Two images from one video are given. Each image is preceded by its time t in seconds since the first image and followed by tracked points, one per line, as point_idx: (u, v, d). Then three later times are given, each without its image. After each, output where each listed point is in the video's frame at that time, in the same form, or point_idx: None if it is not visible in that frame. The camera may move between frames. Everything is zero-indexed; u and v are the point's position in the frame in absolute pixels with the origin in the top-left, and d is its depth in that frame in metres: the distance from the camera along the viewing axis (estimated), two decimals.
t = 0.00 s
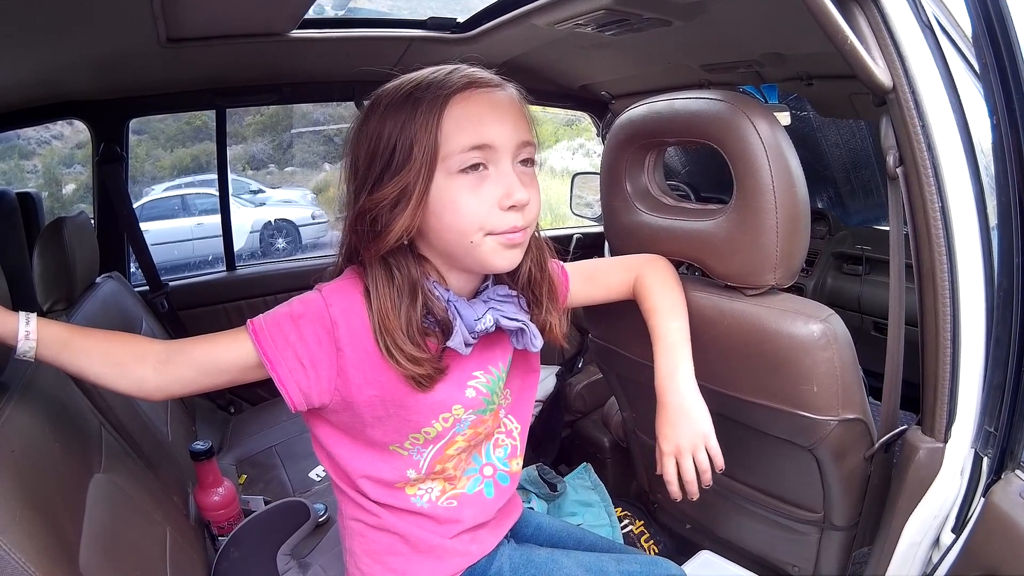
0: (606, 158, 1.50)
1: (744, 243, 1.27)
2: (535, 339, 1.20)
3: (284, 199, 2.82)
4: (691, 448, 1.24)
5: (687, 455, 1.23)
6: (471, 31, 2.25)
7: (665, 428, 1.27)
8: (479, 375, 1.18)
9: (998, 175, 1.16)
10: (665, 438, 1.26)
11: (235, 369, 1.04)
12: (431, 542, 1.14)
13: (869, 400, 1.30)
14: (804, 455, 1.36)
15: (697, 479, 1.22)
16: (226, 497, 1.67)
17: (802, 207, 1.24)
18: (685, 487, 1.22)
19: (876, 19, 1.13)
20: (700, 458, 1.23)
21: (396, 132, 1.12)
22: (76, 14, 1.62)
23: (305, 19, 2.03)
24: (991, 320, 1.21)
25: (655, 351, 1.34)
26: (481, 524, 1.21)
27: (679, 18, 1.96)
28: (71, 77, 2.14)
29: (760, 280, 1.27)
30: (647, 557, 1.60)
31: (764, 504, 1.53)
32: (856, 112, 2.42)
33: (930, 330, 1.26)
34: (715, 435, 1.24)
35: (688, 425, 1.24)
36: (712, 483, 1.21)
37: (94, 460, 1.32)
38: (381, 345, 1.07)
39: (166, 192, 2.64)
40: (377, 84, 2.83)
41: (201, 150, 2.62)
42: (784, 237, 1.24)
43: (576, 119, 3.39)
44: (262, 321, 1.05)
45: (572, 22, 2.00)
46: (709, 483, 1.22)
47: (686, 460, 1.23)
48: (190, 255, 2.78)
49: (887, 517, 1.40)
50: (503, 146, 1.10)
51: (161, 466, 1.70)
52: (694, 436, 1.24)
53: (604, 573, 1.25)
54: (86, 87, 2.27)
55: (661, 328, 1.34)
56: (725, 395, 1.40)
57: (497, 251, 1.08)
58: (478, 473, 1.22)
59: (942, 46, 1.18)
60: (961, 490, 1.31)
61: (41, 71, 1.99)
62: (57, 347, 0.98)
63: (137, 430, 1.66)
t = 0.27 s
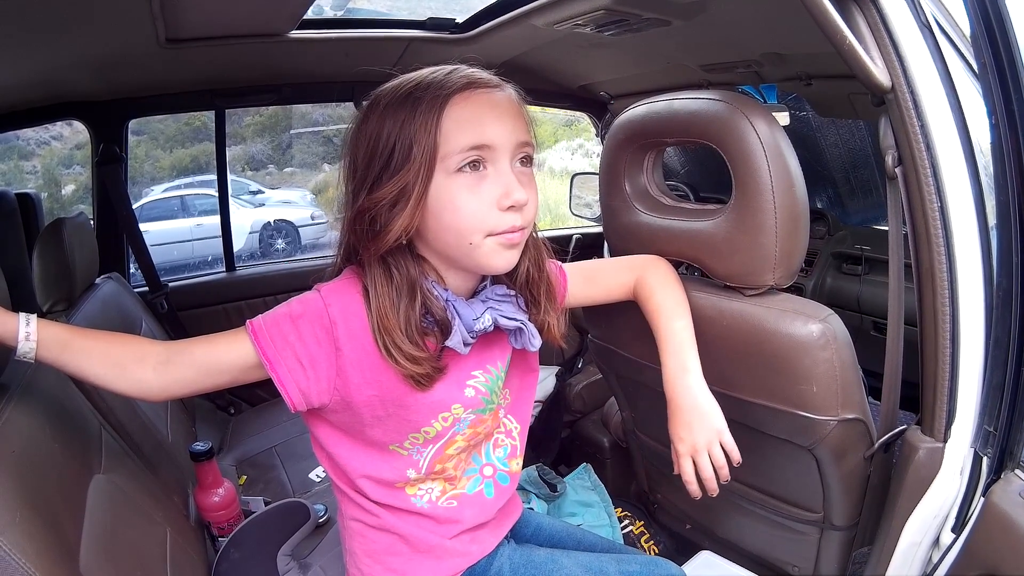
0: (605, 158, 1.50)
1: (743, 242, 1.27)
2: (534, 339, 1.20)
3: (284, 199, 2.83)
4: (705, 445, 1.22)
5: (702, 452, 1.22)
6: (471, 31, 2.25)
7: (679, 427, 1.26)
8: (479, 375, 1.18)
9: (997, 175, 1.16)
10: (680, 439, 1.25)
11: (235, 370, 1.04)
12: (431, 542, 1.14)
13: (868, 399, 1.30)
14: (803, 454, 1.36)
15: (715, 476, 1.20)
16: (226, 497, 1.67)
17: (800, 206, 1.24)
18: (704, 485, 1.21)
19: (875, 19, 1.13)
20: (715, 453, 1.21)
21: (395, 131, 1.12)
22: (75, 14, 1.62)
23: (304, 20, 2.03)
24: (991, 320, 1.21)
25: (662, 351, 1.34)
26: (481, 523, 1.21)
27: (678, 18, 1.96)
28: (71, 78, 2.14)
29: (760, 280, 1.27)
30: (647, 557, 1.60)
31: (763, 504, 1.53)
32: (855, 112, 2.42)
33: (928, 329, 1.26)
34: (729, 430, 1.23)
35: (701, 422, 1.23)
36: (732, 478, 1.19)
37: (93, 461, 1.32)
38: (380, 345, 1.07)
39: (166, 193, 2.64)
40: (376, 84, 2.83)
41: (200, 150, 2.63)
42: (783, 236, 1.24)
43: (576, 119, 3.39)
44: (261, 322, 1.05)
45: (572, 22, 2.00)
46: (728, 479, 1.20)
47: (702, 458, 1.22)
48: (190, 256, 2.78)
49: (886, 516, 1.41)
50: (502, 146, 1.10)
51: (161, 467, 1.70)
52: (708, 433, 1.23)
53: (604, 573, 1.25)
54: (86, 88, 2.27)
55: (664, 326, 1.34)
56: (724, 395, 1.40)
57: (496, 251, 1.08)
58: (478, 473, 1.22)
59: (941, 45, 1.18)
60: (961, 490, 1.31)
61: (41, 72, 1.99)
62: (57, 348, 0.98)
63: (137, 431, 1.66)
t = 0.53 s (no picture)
0: (604, 158, 1.50)
1: (743, 242, 1.27)
2: (534, 340, 1.20)
3: (283, 200, 2.83)
4: (647, 445, 1.22)
5: (637, 453, 1.21)
6: (470, 31, 2.25)
7: (623, 422, 1.25)
8: (479, 375, 1.18)
9: (995, 174, 1.18)
10: (618, 431, 1.24)
11: (234, 371, 1.04)
12: (431, 543, 1.14)
13: (868, 399, 1.30)
14: (802, 454, 1.36)
15: (641, 479, 1.19)
16: (226, 498, 1.67)
17: (800, 206, 1.24)
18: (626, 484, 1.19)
19: (874, 19, 1.12)
20: (649, 459, 1.21)
21: (396, 132, 1.12)
22: (75, 15, 1.62)
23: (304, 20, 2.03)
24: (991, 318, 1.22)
25: (632, 347, 1.34)
26: (481, 524, 1.21)
27: (676, 18, 1.97)
28: (70, 78, 2.14)
29: (760, 280, 1.27)
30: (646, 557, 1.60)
31: (763, 504, 1.53)
32: (854, 111, 2.42)
33: (928, 330, 1.25)
34: (669, 440, 1.23)
35: (649, 423, 1.23)
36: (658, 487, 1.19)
37: (93, 461, 1.32)
38: (380, 346, 1.07)
39: (165, 193, 2.64)
40: (375, 85, 2.83)
41: (199, 151, 2.63)
42: (782, 236, 1.24)
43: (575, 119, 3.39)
44: (261, 323, 1.05)
45: (570, 22, 2.00)
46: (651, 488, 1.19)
47: (634, 457, 1.21)
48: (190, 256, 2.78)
49: (886, 516, 1.41)
50: (503, 147, 1.10)
51: (161, 468, 1.70)
52: (650, 436, 1.22)
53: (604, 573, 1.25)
54: (85, 89, 2.27)
55: (642, 324, 1.34)
56: (724, 394, 1.40)
57: (497, 252, 1.08)
58: (478, 474, 1.22)
59: (941, 45, 1.17)
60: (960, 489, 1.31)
61: (40, 72, 1.99)
62: (56, 349, 0.98)
63: (136, 431, 1.66)
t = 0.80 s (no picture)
0: (605, 159, 1.50)
1: (744, 243, 1.27)
2: (536, 341, 1.20)
3: (284, 200, 2.82)
4: (668, 451, 1.21)
5: (662, 460, 1.21)
6: (471, 31, 2.25)
7: (643, 433, 1.25)
8: (481, 376, 1.19)
9: (996, 175, 1.17)
10: (641, 442, 1.24)
11: (235, 372, 1.04)
12: (431, 543, 1.14)
13: (869, 400, 1.30)
14: (803, 455, 1.36)
15: (673, 484, 1.19)
16: (226, 498, 1.67)
17: (801, 207, 1.24)
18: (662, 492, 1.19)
19: (875, 19, 1.13)
20: (675, 464, 1.20)
21: (401, 134, 1.11)
22: (76, 15, 1.62)
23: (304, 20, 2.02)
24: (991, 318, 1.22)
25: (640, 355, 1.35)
26: (482, 524, 1.21)
27: (677, 19, 1.96)
28: (71, 78, 2.14)
29: (761, 281, 1.27)
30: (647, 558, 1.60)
31: (763, 505, 1.53)
32: (855, 112, 2.42)
33: (929, 329, 1.26)
34: (691, 442, 1.22)
35: (666, 429, 1.23)
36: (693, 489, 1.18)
37: (94, 462, 1.32)
38: (383, 348, 1.07)
39: (166, 193, 2.64)
40: (375, 85, 2.83)
41: (200, 151, 2.63)
42: (783, 237, 1.24)
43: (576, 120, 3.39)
44: (263, 324, 1.05)
45: (571, 22, 2.00)
46: (686, 491, 1.19)
47: (661, 465, 1.21)
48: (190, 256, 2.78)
49: (887, 517, 1.41)
50: (508, 150, 1.10)
51: (161, 468, 1.70)
52: (670, 441, 1.22)
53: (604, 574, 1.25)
54: (86, 89, 2.27)
55: (645, 330, 1.35)
56: (725, 395, 1.40)
57: (501, 255, 1.08)
58: (479, 474, 1.22)
59: (941, 45, 1.17)
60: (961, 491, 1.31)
61: (42, 73, 1.99)
62: (57, 350, 0.98)
63: (137, 431, 1.66)
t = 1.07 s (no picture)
0: (605, 158, 1.50)
1: (744, 242, 1.26)
2: (537, 341, 1.20)
3: (284, 199, 2.82)
4: (678, 450, 1.21)
5: (674, 459, 1.20)
6: (471, 31, 2.25)
7: (654, 433, 1.24)
8: (482, 376, 1.18)
9: (997, 174, 1.16)
10: (653, 442, 1.24)
11: (235, 372, 1.04)
12: (432, 543, 1.14)
13: (870, 399, 1.30)
14: (804, 454, 1.36)
15: (684, 484, 1.18)
16: (227, 498, 1.67)
17: (801, 206, 1.23)
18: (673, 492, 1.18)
19: (876, 19, 1.12)
20: (688, 462, 1.19)
21: (404, 133, 1.11)
22: (76, 15, 1.62)
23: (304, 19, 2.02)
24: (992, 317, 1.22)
25: (648, 352, 1.34)
26: (482, 524, 1.21)
27: (678, 17, 1.96)
28: (72, 79, 2.14)
29: (761, 280, 1.27)
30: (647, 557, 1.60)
31: (764, 503, 1.53)
32: (856, 112, 2.42)
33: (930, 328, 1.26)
34: (704, 440, 1.21)
35: (677, 428, 1.22)
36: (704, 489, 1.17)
37: (94, 461, 1.32)
38: (383, 350, 1.07)
39: (166, 193, 2.63)
40: (376, 84, 2.83)
41: (201, 151, 2.62)
42: (784, 236, 1.24)
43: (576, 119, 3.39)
44: (263, 325, 1.05)
45: (572, 21, 2.00)
46: (698, 489, 1.18)
47: (673, 464, 1.20)
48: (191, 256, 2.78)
49: (888, 516, 1.41)
50: (512, 150, 1.10)
51: (162, 467, 1.70)
52: (682, 441, 1.21)
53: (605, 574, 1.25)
54: (86, 89, 2.27)
55: (654, 329, 1.34)
56: (725, 394, 1.40)
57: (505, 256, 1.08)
58: (479, 474, 1.22)
59: (942, 45, 1.17)
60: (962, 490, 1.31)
61: (42, 73, 1.99)
62: (58, 350, 0.97)
63: (137, 431, 1.66)
